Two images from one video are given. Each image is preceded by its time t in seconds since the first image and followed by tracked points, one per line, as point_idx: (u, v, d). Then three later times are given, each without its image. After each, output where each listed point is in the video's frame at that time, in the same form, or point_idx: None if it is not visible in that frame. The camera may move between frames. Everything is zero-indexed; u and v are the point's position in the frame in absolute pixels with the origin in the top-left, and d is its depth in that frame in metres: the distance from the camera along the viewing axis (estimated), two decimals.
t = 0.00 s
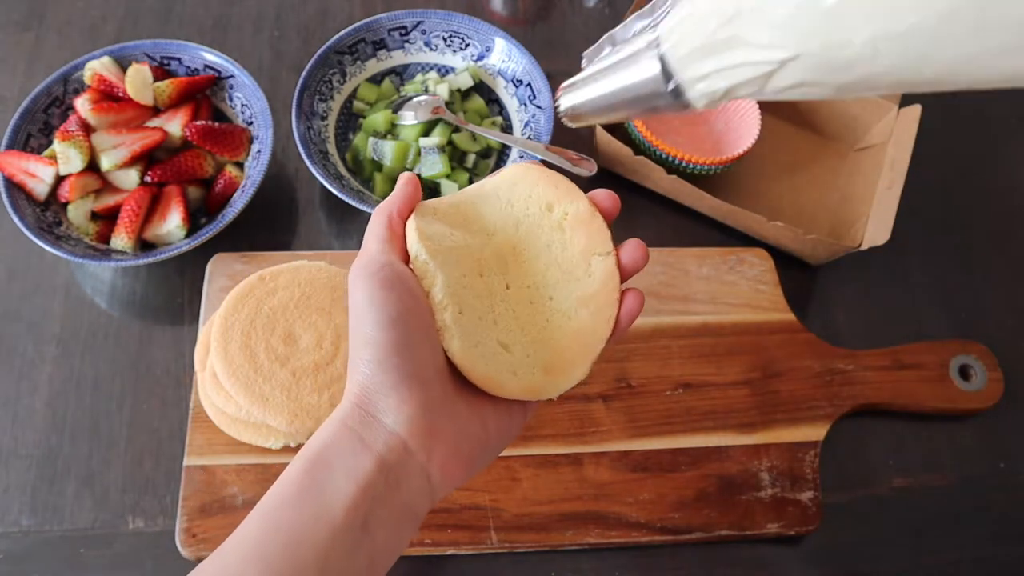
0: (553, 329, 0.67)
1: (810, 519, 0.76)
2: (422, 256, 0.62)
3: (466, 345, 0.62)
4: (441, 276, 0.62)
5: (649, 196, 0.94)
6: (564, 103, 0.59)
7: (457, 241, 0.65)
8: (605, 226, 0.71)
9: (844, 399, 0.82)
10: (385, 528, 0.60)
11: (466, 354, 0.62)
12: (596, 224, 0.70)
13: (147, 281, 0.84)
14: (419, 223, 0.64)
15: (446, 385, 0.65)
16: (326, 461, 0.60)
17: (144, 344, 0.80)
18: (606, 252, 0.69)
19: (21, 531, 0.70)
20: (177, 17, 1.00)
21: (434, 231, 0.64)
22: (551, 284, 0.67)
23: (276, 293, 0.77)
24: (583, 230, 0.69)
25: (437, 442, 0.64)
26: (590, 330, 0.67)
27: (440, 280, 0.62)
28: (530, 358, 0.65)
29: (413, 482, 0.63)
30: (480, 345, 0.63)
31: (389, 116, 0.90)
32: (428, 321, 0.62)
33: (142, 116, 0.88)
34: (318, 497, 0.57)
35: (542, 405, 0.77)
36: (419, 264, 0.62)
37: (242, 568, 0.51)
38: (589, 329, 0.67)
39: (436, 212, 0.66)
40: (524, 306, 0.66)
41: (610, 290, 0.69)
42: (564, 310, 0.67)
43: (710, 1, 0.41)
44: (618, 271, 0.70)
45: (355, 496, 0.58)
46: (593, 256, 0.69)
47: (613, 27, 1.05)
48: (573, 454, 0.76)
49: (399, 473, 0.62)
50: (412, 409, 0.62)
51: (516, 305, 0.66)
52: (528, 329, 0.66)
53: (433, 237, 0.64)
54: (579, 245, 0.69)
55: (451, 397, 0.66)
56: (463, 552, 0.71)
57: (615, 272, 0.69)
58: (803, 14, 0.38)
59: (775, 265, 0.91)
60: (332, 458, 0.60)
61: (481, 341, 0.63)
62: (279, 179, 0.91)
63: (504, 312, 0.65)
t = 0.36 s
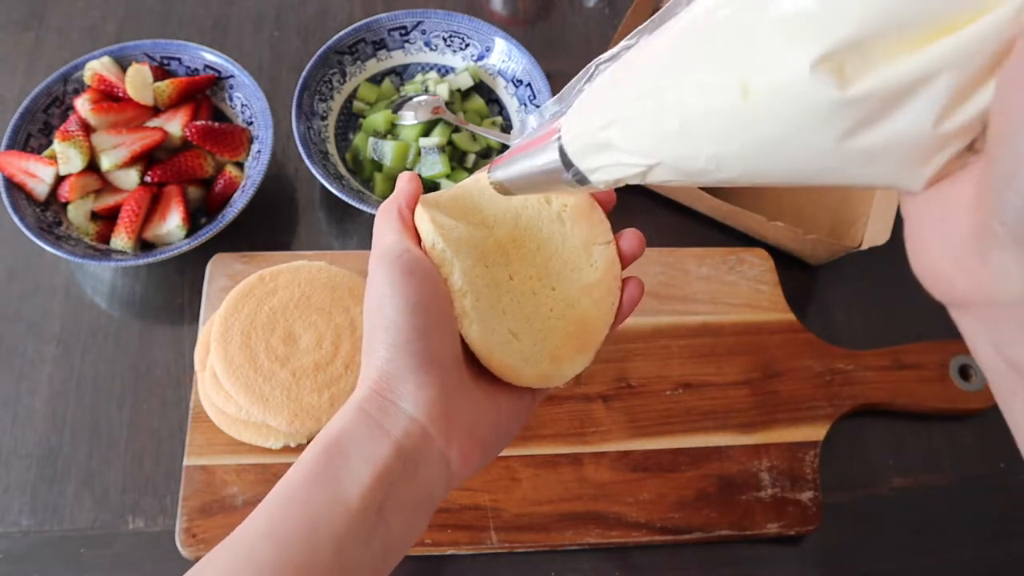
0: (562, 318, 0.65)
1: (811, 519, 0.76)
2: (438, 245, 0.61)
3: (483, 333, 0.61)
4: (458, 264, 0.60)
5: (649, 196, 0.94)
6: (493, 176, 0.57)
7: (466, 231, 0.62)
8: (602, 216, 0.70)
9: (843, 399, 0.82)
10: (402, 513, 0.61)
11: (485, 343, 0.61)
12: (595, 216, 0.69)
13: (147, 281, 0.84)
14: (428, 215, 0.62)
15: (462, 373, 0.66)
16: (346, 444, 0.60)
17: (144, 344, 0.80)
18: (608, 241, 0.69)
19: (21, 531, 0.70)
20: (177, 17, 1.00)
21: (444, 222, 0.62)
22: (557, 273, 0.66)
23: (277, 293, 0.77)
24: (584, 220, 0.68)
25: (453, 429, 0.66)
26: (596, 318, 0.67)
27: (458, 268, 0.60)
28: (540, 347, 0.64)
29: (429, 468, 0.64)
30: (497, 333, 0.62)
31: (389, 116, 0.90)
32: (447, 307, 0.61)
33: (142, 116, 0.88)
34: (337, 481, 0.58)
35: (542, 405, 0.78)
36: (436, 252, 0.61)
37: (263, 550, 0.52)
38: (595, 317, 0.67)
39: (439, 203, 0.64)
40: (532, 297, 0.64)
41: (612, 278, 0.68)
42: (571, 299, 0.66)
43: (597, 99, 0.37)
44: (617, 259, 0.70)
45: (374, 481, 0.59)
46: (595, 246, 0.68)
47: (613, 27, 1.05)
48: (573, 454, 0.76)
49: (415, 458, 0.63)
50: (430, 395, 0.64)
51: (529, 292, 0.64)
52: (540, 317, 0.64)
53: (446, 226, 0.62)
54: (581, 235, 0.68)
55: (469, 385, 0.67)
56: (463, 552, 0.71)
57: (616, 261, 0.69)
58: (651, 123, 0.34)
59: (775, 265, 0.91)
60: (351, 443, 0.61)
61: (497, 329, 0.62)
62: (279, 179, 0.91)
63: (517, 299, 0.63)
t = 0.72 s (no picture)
0: (558, 309, 0.64)
1: (811, 519, 0.76)
2: (431, 238, 0.59)
3: (480, 326, 0.60)
4: (452, 257, 0.59)
5: (649, 196, 0.94)
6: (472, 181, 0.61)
7: (459, 222, 0.61)
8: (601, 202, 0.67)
9: (843, 399, 0.83)
10: (396, 510, 0.60)
11: (481, 336, 0.60)
12: (593, 204, 0.66)
13: (147, 281, 0.84)
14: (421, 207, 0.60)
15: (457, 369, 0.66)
16: (339, 442, 0.61)
17: (144, 344, 0.80)
18: (607, 230, 0.66)
19: (21, 531, 0.70)
20: (177, 17, 1.00)
21: (437, 213, 0.61)
22: (554, 264, 0.64)
23: (277, 293, 0.77)
24: (581, 208, 0.65)
25: (448, 424, 0.66)
26: (593, 310, 0.66)
27: (452, 260, 0.59)
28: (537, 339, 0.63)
29: (423, 464, 0.64)
30: (494, 326, 0.61)
31: (389, 116, 0.90)
32: (441, 299, 0.60)
33: (142, 116, 0.88)
34: (331, 478, 0.58)
35: (542, 405, 0.78)
36: (429, 246, 0.59)
37: (259, 549, 0.52)
38: (592, 308, 0.66)
39: (432, 195, 0.62)
40: (528, 288, 0.63)
41: (610, 268, 0.67)
42: (567, 290, 0.64)
43: (562, 114, 0.42)
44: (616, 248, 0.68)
45: (367, 478, 0.59)
46: (593, 235, 0.65)
47: (613, 27, 1.05)
48: (573, 454, 0.76)
49: (409, 454, 0.63)
50: (423, 390, 0.64)
51: (525, 284, 0.63)
52: (537, 308, 0.63)
53: (439, 218, 0.60)
54: (578, 224, 0.65)
55: (465, 381, 0.67)
56: (463, 552, 0.71)
57: (614, 251, 0.67)
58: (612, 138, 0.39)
59: (775, 265, 0.91)
60: (343, 440, 0.61)
61: (493, 322, 0.61)
62: (279, 179, 0.91)
63: (513, 291, 0.62)
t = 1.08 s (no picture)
0: (561, 307, 0.64)
1: (811, 519, 0.76)
2: (434, 238, 0.59)
3: (483, 325, 0.59)
4: (455, 256, 0.59)
5: (649, 195, 0.94)
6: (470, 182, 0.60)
7: (462, 221, 0.61)
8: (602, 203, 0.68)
9: (843, 399, 0.83)
10: (398, 509, 0.60)
11: (484, 335, 0.60)
12: (595, 205, 0.66)
13: (147, 281, 0.84)
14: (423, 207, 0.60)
15: (459, 368, 0.66)
16: (342, 441, 0.61)
17: (144, 344, 0.80)
18: (608, 229, 0.67)
19: (21, 531, 0.70)
20: (177, 17, 1.00)
21: (439, 212, 0.61)
22: (556, 262, 0.64)
23: (277, 293, 0.77)
24: (583, 208, 0.65)
25: (450, 424, 0.66)
26: (595, 309, 0.66)
27: (455, 259, 0.59)
28: (541, 337, 0.63)
29: (426, 463, 0.64)
30: (497, 324, 0.60)
31: (389, 116, 0.90)
32: (444, 299, 0.60)
33: (142, 116, 0.88)
34: (332, 477, 0.58)
35: (543, 405, 0.78)
36: (433, 245, 0.60)
37: (259, 549, 0.52)
38: (594, 307, 0.66)
39: (433, 195, 0.63)
40: (531, 286, 0.63)
41: (612, 268, 0.67)
42: (570, 288, 0.65)
43: (558, 115, 0.42)
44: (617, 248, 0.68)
45: (369, 477, 0.59)
46: (595, 235, 0.66)
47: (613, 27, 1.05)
48: (573, 454, 0.76)
49: (412, 454, 0.63)
50: (425, 389, 0.64)
51: (528, 282, 0.62)
52: (539, 306, 0.63)
53: (442, 217, 0.60)
54: (580, 224, 0.65)
55: (466, 380, 0.67)
56: (463, 552, 0.71)
57: (616, 251, 0.67)
58: (615, 135, 0.38)
59: (775, 265, 0.91)
60: (345, 439, 0.61)
61: (497, 321, 0.60)
62: (279, 179, 0.91)
63: (516, 290, 0.62)
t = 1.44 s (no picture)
0: (565, 306, 0.64)
1: (811, 519, 0.76)
2: (439, 237, 0.59)
3: (487, 324, 0.60)
4: (461, 256, 0.59)
5: (650, 195, 0.93)
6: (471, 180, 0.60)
7: (467, 220, 0.60)
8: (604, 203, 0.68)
9: (843, 399, 0.83)
10: (401, 509, 0.60)
11: (488, 334, 0.60)
12: (597, 206, 0.67)
13: (147, 281, 0.84)
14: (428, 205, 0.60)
15: (462, 367, 0.66)
16: (345, 440, 0.60)
17: (144, 344, 0.80)
18: (610, 229, 0.67)
19: (21, 531, 0.70)
20: (177, 17, 1.00)
21: (444, 211, 0.60)
22: (560, 262, 0.64)
23: (277, 292, 0.77)
24: (585, 209, 0.66)
25: (453, 422, 0.66)
26: (598, 308, 0.66)
27: (461, 259, 0.59)
28: (544, 337, 0.63)
29: (428, 463, 0.64)
30: (501, 324, 0.61)
31: (389, 116, 0.90)
32: (449, 298, 0.60)
33: (142, 116, 0.88)
34: (335, 476, 0.58)
35: (543, 405, 0.78)
36: (439, 244, 0.59)
37: (260, 549, 0.52)
38: (598, 306, 0.66)
39: (437, 193, 0.62)
40: (535, 285, 0.63)
41: (614, 267, 0.67)
42: (573, 288, 0.65)
43: (551, 118, 0.43)
44: (619, 248, 0.68)
45: (372, 477, 0.59)
46: (598, 235, 0.66)
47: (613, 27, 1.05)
48: (573, 454, 0.76)
49: (415, 453, 0.63)
50: (429, 388, 0.64)
51: (531, 282, 0.62)
52: (543, 306, 0.63)
53: (448, 216, 0.60)
54: (582, 224, 0.66)
55: (469, 380, 0.67)
56: (463, 552, 0.71)
57: (618, 251, 0.67)
58: (606, 139, 0.39)
59: (776, 265, 0.91)
60: (349, 438, 0.61)
61: (501, 320, 0.60)
62: (279, 179, 0.91)
63: (520, 289, 0.62)
